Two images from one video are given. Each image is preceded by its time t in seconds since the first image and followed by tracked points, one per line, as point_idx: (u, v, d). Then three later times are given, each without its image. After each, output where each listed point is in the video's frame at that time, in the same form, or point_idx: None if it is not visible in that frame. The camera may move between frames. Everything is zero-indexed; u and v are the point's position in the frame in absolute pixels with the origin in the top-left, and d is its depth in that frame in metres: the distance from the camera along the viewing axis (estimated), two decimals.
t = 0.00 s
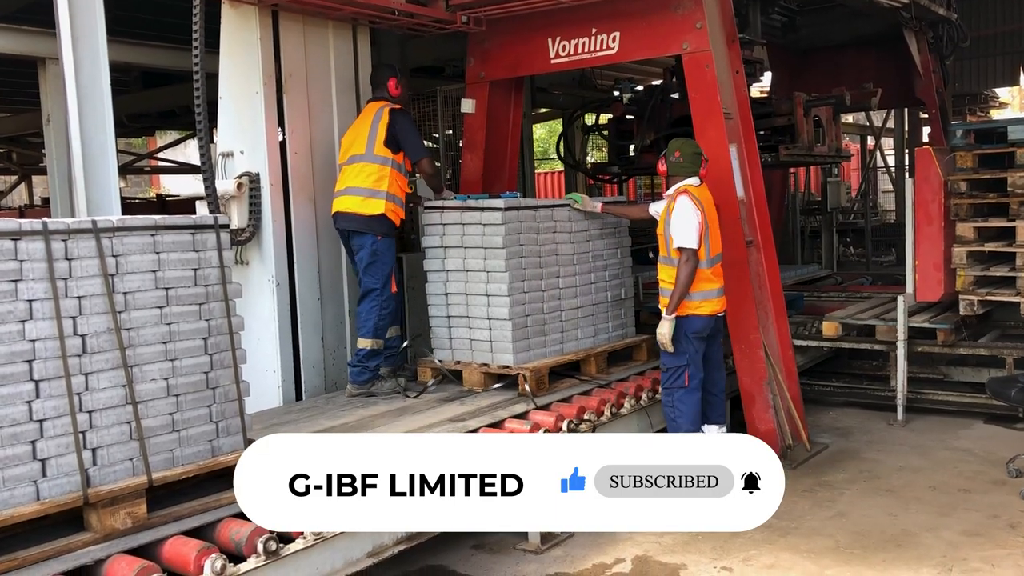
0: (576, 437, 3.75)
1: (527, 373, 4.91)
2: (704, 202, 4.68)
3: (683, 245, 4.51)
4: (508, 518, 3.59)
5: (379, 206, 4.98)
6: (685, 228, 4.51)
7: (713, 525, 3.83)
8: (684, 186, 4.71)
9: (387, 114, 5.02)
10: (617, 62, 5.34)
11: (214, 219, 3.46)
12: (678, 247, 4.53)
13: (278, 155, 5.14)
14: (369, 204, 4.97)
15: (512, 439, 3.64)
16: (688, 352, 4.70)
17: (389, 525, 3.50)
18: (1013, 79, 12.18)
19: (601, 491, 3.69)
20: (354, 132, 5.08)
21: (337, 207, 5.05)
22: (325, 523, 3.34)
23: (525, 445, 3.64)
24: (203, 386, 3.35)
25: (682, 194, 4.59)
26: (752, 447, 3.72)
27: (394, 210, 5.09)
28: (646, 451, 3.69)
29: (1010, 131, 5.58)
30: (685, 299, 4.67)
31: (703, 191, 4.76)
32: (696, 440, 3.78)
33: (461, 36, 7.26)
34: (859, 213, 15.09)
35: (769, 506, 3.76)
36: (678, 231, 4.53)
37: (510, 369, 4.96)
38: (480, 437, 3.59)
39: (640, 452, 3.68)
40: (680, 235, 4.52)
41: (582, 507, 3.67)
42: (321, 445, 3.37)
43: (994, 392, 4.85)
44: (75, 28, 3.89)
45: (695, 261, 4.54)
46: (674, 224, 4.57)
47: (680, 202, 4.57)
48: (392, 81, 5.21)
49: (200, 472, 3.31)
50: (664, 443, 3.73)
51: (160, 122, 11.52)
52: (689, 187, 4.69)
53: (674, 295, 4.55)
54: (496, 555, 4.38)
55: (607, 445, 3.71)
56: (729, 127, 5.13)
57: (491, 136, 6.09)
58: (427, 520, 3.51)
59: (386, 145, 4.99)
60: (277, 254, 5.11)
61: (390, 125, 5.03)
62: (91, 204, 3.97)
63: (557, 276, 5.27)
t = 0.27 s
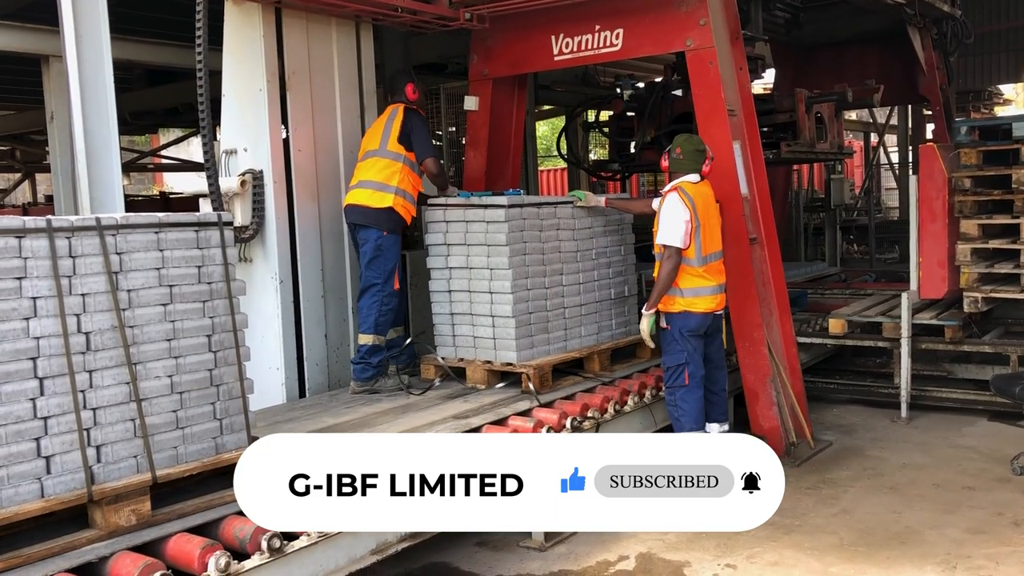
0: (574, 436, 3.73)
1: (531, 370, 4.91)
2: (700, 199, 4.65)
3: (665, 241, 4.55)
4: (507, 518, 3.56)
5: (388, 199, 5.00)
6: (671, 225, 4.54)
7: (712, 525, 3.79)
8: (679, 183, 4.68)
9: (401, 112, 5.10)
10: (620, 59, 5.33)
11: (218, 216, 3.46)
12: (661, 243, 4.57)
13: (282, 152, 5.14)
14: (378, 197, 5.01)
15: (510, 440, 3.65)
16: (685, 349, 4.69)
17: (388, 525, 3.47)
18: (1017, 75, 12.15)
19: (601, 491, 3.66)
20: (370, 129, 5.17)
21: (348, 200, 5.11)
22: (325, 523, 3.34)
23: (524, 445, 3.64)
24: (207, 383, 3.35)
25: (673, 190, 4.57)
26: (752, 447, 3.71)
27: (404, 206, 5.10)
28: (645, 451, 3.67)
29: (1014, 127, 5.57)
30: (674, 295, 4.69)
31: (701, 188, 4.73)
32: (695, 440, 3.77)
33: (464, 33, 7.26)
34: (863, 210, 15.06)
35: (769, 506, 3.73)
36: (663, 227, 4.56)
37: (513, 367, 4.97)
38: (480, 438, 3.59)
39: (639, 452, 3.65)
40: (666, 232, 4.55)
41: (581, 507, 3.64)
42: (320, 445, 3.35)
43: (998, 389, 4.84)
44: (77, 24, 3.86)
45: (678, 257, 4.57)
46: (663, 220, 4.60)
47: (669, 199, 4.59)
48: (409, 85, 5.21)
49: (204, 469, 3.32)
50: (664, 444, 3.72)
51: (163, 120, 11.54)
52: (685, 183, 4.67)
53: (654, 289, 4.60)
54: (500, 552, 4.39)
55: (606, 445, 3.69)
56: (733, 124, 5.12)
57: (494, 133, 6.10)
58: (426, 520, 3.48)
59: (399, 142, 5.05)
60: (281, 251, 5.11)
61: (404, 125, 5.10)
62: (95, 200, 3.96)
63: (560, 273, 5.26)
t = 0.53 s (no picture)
0: (573, 436, 3.71)
1: (534, 368, 4.91)
2: (697, 197, 4.63)
3: (659, 244, 4.54)
4: (508, 518, 3.56)
5: (390, 198, 5.01)
6: (666, 226, 4.54)
7: (710, 525, 3.78)
8: (675, 182, 4.67)
9: (406, 112, 5.09)
10: (621, 58, 5.32)
11: (220, 216, 3.46)
12: (656, 246, 4.56)
13: (283, 152, 5.14)
14: (380, 196, 5.01)
15: (512, 439, 3.63)
16: (684, 349, 4.69)
17: (388, 524, 3.47)
18: (1018, 73, 12.15)
19: (601, 491, 3.65)
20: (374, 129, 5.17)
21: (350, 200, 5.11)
22: (323, 523, 3.35)
23: (526, 445, 3.62)
24: (210, 383, 3.35)
25: (669, 190, 4.56)
26: (753, 448, 3.68)
27: (405, 205, 5.11)
28: (646, 451, 3.65)
29: (1016, 125, 5.56)
30: (670, 295, 4.68)
31: (698, 186, 4.70)
32: (695, 440, 3.75)
33: (465, 32, 7.26)
34: (864, 208, 15.06)
35: (769, 506, 3.71)
36: (658, 228, 4.56)
37: (515, 365, 4.97)
38: (482, 437, 3.57)
39: (639, 452, 3.63)
40: (661, 234, 4.54)
41: (581, 507, 3.64)
42: (320, 445, 3.33)
43: (1001, 387, 4.84)
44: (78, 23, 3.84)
45: (672, 259, 4.57)
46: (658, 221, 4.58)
47: (665, 200, 4.57)
48: (415, 87, 5.21)
49: (206, 469, 3.32)
50: (664, 443, 3.69)
51: (165, 119, 11.54)
52: (680, 182, 4.65)
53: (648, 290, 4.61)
54: (503, 551, 4.39)
55: (606, 445, 3.68)
56: (735, 122, 5.12)
57: (496, 132, 6.09)
58: (427, 520, 3.48)
59: (402, 141, 5.04)
60: (282, 250, 5.11)
61: (409, 125, 5.09)
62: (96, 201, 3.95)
63: (562, 271, 5.26)
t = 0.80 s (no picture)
0: (574, 437, 3.73)
1: (532, 369, 4.91)
2: (694, 197, 4.63)
3: (660, 245, 4.54)
4: (508, 518, 3.55)
5: (385, 195, 5.00)
6: (666, 227, 4.52)
7: (711, 526, 3.79)
8: (671, 182, 4.66)
9: (403, 112, 5.10)
10: (620, 57, 5.32)
11: (219, 216, 3.45)
12: (657, 247, 4.56)
13: (281, 152, 5.12)
14: (376, 192, 5.00)
15: (513, 439, 3.62)
16: (682, 349, 4.69)
17: (388, 525, 3.46)
18: (1014, 72, 12.16)
19: (601, 491, 3.66)
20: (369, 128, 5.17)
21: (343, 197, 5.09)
22: (322, 524, 3.34)
23: (526, 445, 3.62)
24: (209, 383, 3.34)
25: (666, 192, 4.56)
26: (753, 448, 3.69)
27: (399, 204, 5.11)
28: (646, 450, 3.66)
29: (1014, 123, 5.57)
30: (670, 294, 4.68)
31: (695, 185, 4.70)
32: (696, 440, 3.76)
33: (463, 31, 7.25)
34: (862, 207, 15.07)
35: (769, 506, 3.72)
36: (657, 231, 4.54)
37: (514, 365, 4.96)
38: (481, 437, 3.56)
39: (640, 452, 3.64)
40: (661, 235, 4.54)
41: (582, 507, 3.64)
42: (320, 444, 3.33)
43: (1000, 385, 4.84)
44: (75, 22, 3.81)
45: (674, 260, 4.57)
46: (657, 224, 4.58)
47: (663, 201, 4.56)
48: (409, 93, 5.19)
49: (206, 470, 3.31)
50: (664, 443, 3.70)
51: (161, 119, 11.52)
52: (677, 182, 4.65)
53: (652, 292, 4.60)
54: (503, 551, 4.38)
55: (606, 444, 3.68)
56: (733, 121, 5.11)
57: (494, 132, 6.10)
58: (426, 520, 3.48)
59: (398, 140, 5.04)
60: (280, 251, 5.10)
61: (405, 124, 5.09)
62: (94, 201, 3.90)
63: (561, 271, 5.26)
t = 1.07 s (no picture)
0: (574, 438, 3.77)
1: (528, 367, 4.89)
2: (691, 195, 4.63)
3: (661, 244, 4.53)
4: (505, 518, 3.56)
5: (387, 191, 4.99)
6: (664, 225, 4.51)
7: (716, 525, 3.88)
8: (668, 180, 4.66)
9: (408, 110, 5.11)
10: (615, 55, 5.31)
11: (214, 214, 3.43)
12: (657, 246, 4.55)
13: (276, 149, 5.10)
14: (377, 188, 4.99)
15: (511, 440, 3.68)
16: (679, 347, 4.68)
17: (390, 525, 3.47)
18: (1007, 70, 12.21)
19: (601, 491, 3.68)
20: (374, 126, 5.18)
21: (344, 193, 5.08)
22: (324, 523, 3.32)
23: (524, 445, 3.67)
24: (204, 382, 3.32)
25: (664, 190, 4.55)
26: (752, 447, 3.74)
27: (400, 200, 5.09)
28: (646, 451, 3.69)
29: (1008, 121, 5.54)
30: (669, 292, 4.67)
31: (691, 183, 4.69)
32: (696, 440, 3.81)
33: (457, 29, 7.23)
34: (855, 205, 15.11)
35: (769, 505, 3.77)
36: (657, 230, 4.53)
37: (510, 364, 4.95)
38: (481, 438, 3.61)
39: (640, 452, 3.68)
40: (660, 234, 4.53)
41: (581, 507, 3.66)
42: (321, 445, 3.36)
43: (995, 383, 4.85)
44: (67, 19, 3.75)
45: (674, 259, 4.56)
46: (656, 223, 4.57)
47: (661, 200, 4.55)
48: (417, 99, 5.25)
49: (201, 469, 3.30)
50: (664, 444, 3.74)
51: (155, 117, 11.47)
52: (673, 180, 4.64)
53: (653, 291, 4.59)
54: (499, 550, 4.37)
55: (607, 445, 3.71)
56: (727, 119, 5.12)
57: (489, 130, 6.06)
58: (427, 520, 3.47)
59: (402, 138, 5.05)
60: (274, 249, 5.08)
61: (409, 123, 5.10)
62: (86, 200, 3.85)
63: (556, 269, 5.25)
